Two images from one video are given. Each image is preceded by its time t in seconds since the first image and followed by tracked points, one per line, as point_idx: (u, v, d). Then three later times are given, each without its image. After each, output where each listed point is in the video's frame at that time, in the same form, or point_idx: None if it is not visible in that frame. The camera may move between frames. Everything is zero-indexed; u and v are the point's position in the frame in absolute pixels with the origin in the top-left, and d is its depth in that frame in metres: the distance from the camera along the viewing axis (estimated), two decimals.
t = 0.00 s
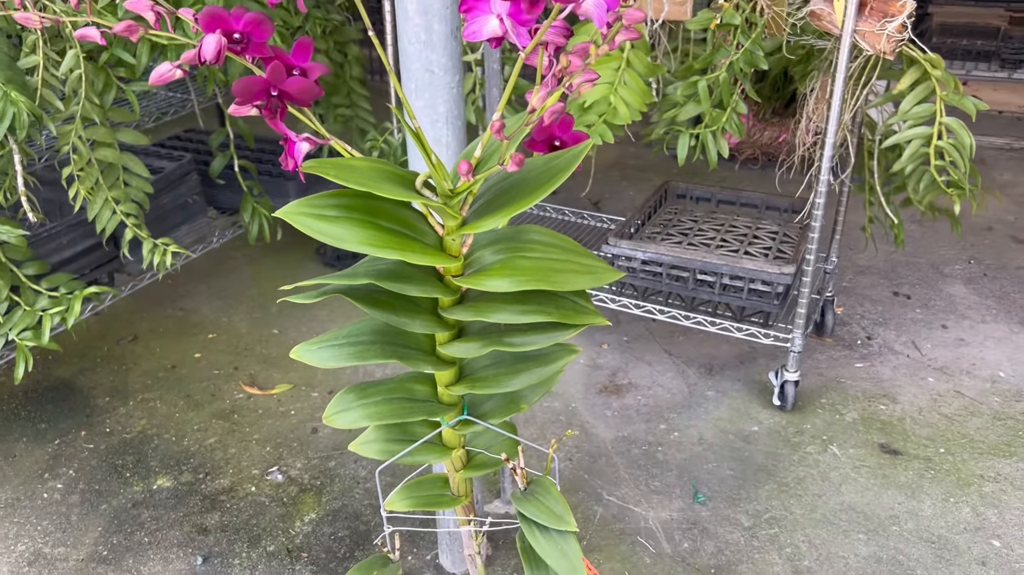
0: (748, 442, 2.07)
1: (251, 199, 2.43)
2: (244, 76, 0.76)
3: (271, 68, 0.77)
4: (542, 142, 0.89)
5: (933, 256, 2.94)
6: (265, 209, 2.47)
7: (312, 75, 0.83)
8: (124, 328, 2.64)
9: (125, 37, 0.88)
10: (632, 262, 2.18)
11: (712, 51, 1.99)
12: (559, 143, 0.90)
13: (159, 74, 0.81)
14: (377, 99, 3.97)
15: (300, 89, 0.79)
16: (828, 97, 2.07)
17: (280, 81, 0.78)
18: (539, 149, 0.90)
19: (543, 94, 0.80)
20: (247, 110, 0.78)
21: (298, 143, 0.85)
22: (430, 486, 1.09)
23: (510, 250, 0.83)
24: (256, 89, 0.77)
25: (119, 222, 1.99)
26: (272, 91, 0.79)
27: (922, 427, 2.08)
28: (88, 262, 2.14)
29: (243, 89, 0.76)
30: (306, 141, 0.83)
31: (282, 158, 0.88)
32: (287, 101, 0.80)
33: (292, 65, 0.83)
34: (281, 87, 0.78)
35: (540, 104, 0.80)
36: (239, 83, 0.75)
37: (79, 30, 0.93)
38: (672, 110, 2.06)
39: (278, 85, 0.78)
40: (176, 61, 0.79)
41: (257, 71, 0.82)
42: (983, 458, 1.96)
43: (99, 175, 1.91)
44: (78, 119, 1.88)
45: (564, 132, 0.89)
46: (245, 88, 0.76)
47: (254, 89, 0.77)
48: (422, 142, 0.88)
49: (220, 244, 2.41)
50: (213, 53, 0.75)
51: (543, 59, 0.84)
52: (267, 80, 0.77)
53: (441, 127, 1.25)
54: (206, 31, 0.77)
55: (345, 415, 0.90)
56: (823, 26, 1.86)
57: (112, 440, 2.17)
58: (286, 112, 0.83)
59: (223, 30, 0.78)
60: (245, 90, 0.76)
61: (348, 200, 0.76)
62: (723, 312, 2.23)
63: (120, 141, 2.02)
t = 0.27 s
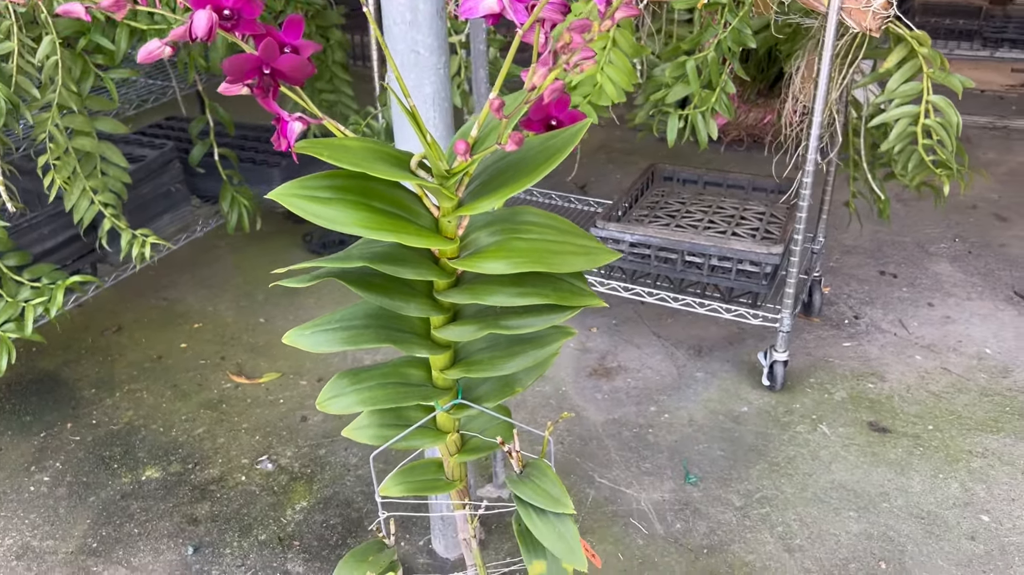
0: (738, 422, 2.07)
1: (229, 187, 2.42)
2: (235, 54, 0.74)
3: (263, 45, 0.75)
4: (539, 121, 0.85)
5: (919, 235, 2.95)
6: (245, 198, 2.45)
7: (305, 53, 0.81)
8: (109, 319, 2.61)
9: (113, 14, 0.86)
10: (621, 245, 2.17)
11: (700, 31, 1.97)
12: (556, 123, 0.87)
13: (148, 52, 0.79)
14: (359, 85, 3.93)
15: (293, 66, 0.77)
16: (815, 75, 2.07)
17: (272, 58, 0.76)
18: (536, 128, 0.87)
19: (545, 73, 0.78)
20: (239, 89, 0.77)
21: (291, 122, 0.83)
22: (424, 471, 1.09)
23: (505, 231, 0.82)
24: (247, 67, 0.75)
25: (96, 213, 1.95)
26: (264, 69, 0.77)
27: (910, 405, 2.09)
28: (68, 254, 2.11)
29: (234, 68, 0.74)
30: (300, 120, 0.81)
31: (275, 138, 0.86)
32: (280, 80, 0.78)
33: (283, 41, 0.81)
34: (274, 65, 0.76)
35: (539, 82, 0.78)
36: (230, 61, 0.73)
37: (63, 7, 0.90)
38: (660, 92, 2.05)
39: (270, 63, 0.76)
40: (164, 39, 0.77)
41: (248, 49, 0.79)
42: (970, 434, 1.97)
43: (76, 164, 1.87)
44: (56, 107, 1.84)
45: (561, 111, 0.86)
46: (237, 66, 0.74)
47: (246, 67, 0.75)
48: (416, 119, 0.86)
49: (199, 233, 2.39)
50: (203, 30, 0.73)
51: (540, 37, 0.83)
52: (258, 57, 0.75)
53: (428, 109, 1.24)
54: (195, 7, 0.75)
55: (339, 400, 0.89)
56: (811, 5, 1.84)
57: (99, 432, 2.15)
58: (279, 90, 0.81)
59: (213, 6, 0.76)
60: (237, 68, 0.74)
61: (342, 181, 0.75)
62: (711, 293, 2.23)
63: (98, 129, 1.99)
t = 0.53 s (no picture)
0: (728, 409, 2.08)
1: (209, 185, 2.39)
2: (226, 51, 0.72)
3: (257, 42, 0.73)
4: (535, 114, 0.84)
5: (901, 218, 2.97)
6: (225, 195, 2.43)
7: (298, 49, 0.79)
8: (91, 319, 2.58)
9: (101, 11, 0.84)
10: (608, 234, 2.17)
11: (684, 17, 1.96)
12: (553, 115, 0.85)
13: (138, 50, 0.77)
14: (339, 77, 3.89)
15: (287, 63, 0.75)
16: (798, 59, 2.08)
17: (265, 55, 0.74)
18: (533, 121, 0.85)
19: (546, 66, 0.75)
20: (231, 87, 0.75)
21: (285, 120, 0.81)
22: (423, 466, 1.08)
23: (504, 226, 0.81)
24: (240, 65, 0.74)
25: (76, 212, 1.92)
26: (257, 67, 0.75)
27: (898, 387, 2.11)
28: (48, 254, 2.07)
29: (226, 66, 0.72)
30: (295, 118, 0.79)
31: (269, 136, 0.85)
32: (273, 77, 0.76)
33: (276, 37, 0.79)
34: (267, 62, 0.75)
35: (540, 75, 0.76)
36: (222, 61, 0.71)
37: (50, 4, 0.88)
38: (646, 79, 2.04)
39: (263, 60, 0.74)
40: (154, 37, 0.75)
41: (239, 45, 0.77)
42: (958, 415, 1.99)
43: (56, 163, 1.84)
44: (33, 104, 1.81)
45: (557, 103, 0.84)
46: (228, 64, 0.72)
47: (238, 64, 0.73)
48: (413, 113, 0.85)
49: (180, 230, 2.36)
50: (194, 27, 0.71)
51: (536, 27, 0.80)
52: (251, 55, 0.73)
53: (416, 100, 1.22)
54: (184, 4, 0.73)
55: (337, 399, 0.88)
56: None
57: (85, 434, 2.12)
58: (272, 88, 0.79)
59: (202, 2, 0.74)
60: (228, 67, 0.72)
61: (339, 179, 0.74)
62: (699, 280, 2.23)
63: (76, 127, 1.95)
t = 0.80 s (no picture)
0: (725, 398, 2.09)
1: (201, 183, 2.37)
2: (247, 58, 0.70)
3: (277, 48, 0.71)
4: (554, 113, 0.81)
5: (884, 203, 3.00)
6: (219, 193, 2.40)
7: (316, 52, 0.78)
8: (75, 326, 2.53)
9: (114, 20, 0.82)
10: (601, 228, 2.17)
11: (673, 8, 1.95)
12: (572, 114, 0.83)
13: (156, 60, 0.75)
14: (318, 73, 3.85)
15: (309, 68, 0.73)
16: (786, 49, 2.07)
17: (287, 61, 0.72)
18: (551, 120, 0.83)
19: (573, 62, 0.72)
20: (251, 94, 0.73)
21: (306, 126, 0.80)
22: (437, 468, 1.07)
23: (525, 227, 0.80)
24: (260, 71, 0.72)
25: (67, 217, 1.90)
26: (277, 73, 0.73)
27: (890, 372, 2.13)
28: (34, 260, 2.05)
29: (248, 74, 0.70)
30: (316, 124, 0.78)
31: (289, 143, 0.83)
32: (294, 83, 0.75)
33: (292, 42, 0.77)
34: (288, 68, 0.73)
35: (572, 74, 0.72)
36: (244, 68, 0.69)
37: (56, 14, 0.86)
38: (636, 72, 2.03)
39: (284, 66, 0.72)
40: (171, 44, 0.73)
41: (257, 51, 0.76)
42: (950, 398, 2.02)
43: (42, 169, 1.81)
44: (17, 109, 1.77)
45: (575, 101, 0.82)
46: (250, 71, 0.71)
47: (259, 72, 0.71)
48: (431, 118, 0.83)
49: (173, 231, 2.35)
50: (213, 34, 0.69)
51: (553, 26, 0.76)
52: (271, 61, 0.72)
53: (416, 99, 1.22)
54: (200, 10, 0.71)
55: (355, 406, 0.87)
56: None
57: (75, 443, 2.09)
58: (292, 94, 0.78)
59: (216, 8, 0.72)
60: (250, 73, 0.71)
61: (360, 185, 0.73)
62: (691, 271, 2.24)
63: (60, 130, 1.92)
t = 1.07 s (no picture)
0: (724, 393, 2.10)
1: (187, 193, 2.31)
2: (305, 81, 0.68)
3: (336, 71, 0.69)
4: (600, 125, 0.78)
5: (866, 193, 3.03)
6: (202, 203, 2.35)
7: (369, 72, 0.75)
8: (60, 342, 2.48)
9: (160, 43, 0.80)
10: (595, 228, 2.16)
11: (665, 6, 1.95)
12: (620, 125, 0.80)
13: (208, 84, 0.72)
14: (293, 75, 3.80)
15: (366, 90, 0.71)
16: (776, 44, 2.07)
17: (344, 83, 0.70)
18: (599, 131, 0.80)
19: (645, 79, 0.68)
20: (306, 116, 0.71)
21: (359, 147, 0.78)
22: (467, 482, 1.06)
23: (570, 242, 0.79)
24: (317, 94, 0.70)
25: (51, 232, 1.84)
26: (333, 95, 0.71)
27: (884, 361, 2.16)
28: (16, 278, 1.99)
29: (305, 97, 0.68)
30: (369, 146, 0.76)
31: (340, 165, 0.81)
32: (350, 105, 0.72)
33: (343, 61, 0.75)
34: (345, 89, 0.71)
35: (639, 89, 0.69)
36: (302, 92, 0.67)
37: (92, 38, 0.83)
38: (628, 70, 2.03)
39: (341, 87, 0.70)
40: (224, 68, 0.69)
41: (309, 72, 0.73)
42: (945, 385, 2.05)
43: (25, 185, 1.76)
44: None
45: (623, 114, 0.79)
46: (307, 94, 0.69)
47: (316, 94, 0.69)
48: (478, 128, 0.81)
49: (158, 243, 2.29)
50: (270, 57, 0.67)
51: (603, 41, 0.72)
52: (329, 83, 0.69)
53: (425, 106, 1.18)
54: (251, 32, 0.69)
55: (393, 425, 0.87)
56: None
57: (68, 463, 2.04)
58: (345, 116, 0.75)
59: (268, 29, 0.69)
60: (306, 96, 0.69)
61: (410, 206, 0.72)
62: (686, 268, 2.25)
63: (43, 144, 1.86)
